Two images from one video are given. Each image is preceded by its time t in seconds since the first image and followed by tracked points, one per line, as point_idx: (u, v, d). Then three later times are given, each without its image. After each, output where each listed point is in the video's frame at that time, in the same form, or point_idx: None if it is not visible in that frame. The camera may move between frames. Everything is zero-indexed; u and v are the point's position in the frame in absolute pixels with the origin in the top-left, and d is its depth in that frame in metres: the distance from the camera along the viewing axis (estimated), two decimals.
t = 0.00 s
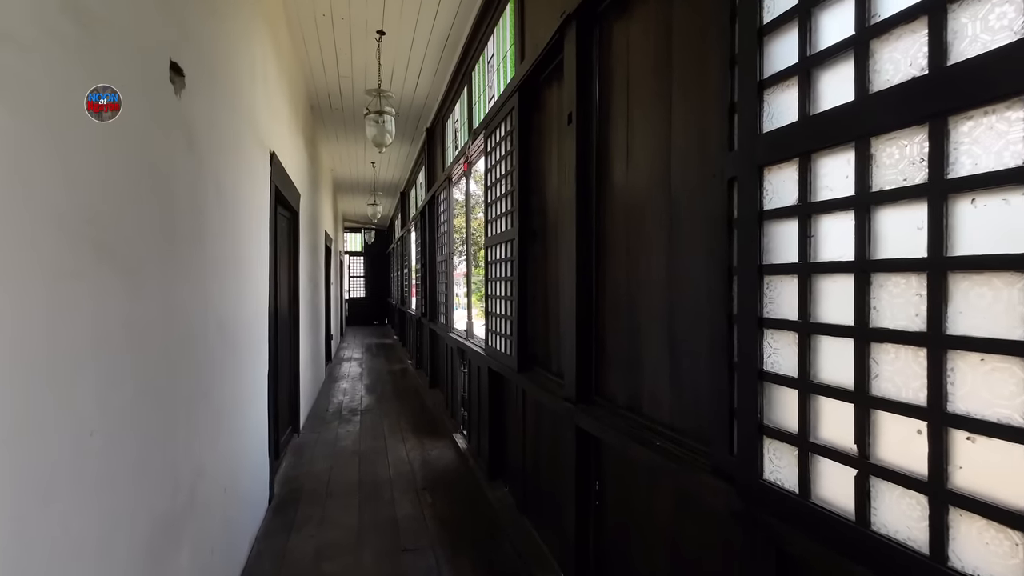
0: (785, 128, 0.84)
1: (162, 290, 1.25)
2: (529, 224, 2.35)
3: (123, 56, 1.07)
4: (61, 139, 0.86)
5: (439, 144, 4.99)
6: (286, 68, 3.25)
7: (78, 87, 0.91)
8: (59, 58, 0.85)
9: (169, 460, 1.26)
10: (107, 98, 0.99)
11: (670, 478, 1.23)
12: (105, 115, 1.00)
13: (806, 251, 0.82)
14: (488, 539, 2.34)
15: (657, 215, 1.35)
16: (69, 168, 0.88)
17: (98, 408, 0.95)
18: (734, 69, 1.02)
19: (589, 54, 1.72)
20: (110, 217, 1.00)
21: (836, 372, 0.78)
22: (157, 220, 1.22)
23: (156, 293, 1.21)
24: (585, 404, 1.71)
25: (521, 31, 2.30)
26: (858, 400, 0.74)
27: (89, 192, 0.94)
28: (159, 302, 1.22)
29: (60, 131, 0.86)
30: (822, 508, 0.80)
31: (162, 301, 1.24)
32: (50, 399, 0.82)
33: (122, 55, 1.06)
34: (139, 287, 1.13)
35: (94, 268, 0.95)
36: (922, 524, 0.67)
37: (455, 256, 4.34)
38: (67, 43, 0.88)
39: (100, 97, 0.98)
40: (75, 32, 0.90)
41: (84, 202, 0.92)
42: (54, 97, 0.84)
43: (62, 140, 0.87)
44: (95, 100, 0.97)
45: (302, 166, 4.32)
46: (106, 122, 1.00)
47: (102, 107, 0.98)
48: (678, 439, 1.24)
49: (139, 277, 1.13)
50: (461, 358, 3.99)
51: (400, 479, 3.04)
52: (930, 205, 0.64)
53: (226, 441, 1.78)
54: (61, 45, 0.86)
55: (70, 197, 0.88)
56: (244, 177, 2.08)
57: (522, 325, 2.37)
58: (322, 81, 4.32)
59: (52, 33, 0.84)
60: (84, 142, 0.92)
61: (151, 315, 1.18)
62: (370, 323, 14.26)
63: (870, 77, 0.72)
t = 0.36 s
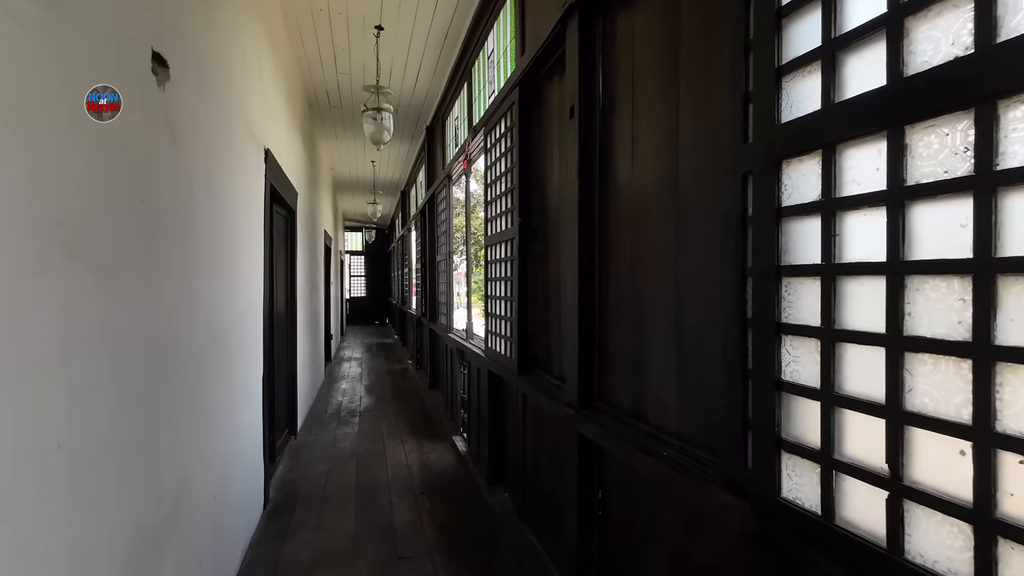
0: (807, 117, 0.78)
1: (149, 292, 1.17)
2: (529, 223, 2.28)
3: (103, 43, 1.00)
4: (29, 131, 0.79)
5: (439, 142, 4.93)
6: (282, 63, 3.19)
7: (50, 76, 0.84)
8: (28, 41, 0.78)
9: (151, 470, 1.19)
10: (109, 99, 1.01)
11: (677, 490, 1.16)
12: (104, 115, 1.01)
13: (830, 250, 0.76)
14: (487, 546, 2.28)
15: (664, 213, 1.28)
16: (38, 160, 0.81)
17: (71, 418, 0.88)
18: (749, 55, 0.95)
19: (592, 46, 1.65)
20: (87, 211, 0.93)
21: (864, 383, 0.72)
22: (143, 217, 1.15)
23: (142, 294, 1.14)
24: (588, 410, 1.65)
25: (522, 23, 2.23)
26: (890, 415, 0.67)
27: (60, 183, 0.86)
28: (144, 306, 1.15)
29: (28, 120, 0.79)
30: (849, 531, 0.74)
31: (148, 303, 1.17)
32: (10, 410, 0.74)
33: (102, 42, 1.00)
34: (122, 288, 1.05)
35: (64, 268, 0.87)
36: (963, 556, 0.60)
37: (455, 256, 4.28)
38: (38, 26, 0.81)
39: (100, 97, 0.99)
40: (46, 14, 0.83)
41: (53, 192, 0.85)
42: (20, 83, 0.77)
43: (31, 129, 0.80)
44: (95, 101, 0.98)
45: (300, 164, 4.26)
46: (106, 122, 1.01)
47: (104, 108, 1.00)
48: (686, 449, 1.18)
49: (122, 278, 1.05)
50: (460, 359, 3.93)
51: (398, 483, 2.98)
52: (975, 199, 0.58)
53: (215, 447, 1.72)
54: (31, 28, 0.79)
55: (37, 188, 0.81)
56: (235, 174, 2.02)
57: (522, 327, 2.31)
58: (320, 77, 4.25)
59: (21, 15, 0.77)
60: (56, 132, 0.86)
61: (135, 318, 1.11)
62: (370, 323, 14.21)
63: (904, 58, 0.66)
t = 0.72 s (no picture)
0: (826, 108, 0.73)
1: (138, 294, 1.13)
2: (533, 224, 2.24)
3: (94, 36, 0.96)
4: (14, 124, 0.75)
5: (442, 143, 4.90)
6: (283, 63, 3.16)
7: (37, 69, 0.80)
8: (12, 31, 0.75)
9: (141, 479, 1.15)
10: (109, 99, 1.01)
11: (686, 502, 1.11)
12: (105, 115, 1.00)
13: (851, 251, 0.71)
14: (490, 554, 2.22)
15: (671, 213, 1.23)
16: (23, 156, 0.77)
17: (51, 425, 0.84)
18: (761, 46, 0.90)
19: (596, 41, 1.60)
20: (75, 211, 0.89)
21: (888, 394, 0.67)
22: (133, 218, 1.11)
23: (130, 296, 1.10)
24: (592, 417, 1.60)
25: (524, 20, 2.19)
26: (918, 430, 0.62)
27: (45, 179, 0.82)
28: (133, 309, 1.11)
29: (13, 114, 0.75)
30: (873, 554, 0.69)
31: (137, 306, 1.13)
32: None
33: (92, 35, 0.96)
34: (110, 290, 1.01)
35: (50, 269, 0.83)
36: None
37: (458, 258, 4.24)
38: (24, 17, 0.77)
39: (100, 97, 0.99)
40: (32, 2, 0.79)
41: (37, 189, 0.80)
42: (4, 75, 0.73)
43: (16, 123, 0.76)
44: (95, 101, 0.97)
45: (303, 166, 4.23)
46: (106, 122, 1.01)
47: (104, 108, 1.00)
48: (695, 458, 1.13)
49: (110, 280, 1.01)
50: (463, 362, 3.89)
51: (400, 488, 2.94)
52: (1016, 195, 0.53)
53: (211, 453, 1.67)
54: (16, 18, 0.75)
55: (21, 184, 0.76)
56: (233, 173, 1.98)
57: (525, 330, 2.27)
58: (323, 78, 4.23)
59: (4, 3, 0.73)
60: (42, 127, 0.82)
61: (124, 322, 1.07)
62: (375, 324, 14.21)
63: (934, 43, 0.61)
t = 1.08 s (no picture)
0: (832, 103, 0.70)
1: (135, 297, 1.13)
2: (537, 226, 2.22)
3: (88, 37, 0.96)
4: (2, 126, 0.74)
5: (449, 145, 4.90)
6: (290, 67, 3.17)
7: (29, 70, 0.80)
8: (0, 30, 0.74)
9: (138, 484, 1.14)
10: (109, 99, 1.02)
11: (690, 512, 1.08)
12: (105, 115, 1.01)
13: (858, 251, 0.68)
14: (494, 560, 2.20)
15: (674, 214, 1.20)
16: (13, 158, 0.76)
17: (44, 428, 0.83)
18: (765, 39, 0.87)
19: (598, 40, 1.58)
20: (68, 214, 0.89)
21: (898, 402, 0.64)
22: (130, 221, 1.11)
23: (126, 300, 1.09)
24: (595, 422, 1.57)
25: (528, 21, 2.17)
26: (931, 441, 0.59)
27: (37, 182, 0.81)
28: (129, 313, 1.10)
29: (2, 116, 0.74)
30: (883, 570, 0.65)
31: (134, 309, 1.13)
32: None
33: (87, 36, 0.95)
34: (104, 294, 1.00)
35: (41, 273, 0.82)
36: None
37: (464, 261, 4.23)
38: (14, 16, 0.76)
39: (100, 97, 1.00)
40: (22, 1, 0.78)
41: (28, 192, 0.79)
42: None
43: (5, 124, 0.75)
44: (95, 101, 0.98)
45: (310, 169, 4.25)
46: (106, 121, 1.02)
47: (104, 108, 1.01)
48: (698, 467, 1.09)
49: (105, 284, 1.01)
50: (469, 365, 3.88)
51: (405, 492, 2.92)
52: None
53: (212, 457, 1.67)
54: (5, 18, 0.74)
55: (10, 187, 0.75)
56: (236, 177, 1.99)
57: (529, 333, 2.24)
58: (330, 82, 4.25)
59: None
60: (33, 129, 0.81)
61: (121, 325, 1.07)
62: (384, 327, 14.27)
63: (945, 32, 0.58)
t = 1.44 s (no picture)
0: (841, 100, 0.68)
1: (144, 302, 1.15)
2: (547, 229, 2.21)
3: (99, 44, 0.97)
4: (8, 132, 0.75)
5: (462, 150, 4.92)
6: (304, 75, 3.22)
7: (36, 77, 0.81)
8: (6, 37, 0.74)
9: (147, 487, 1.15)
10: (110, 98, 1.00)
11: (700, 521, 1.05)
12: (105, 115, 0.99)
13: (870, 253, 0.66)
14: (504, 566, 2.18)
15: (683, 216, 1.18)
16: (20, 164, 0.77)
17: (52, 430, 0.84)
18: (773, 36, 0.85)
19: (607, 41, 1.57)
20: (76, 219, 0.90)
21: (913, 410, 0.61)
22: (141, 226, 1.13)
23: (136, 304, 1.10)
24: (605, 428, 1.55)
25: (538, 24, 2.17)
26: (947, 452, 0.56)
27: (45, 189, 0.83)
28: (139, 318, 1.12)
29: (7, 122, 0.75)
30: None
31: (144, 313, 1.14)
32: None
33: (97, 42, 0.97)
34: (113, 299, 1.02)
35: (52, 277, 0.84)
36: None
37: (477, 264, 4.23)
38: (18, 22, 0.76)
39: (100, 96, 0.98)
40: (28, 8, 0.79)
41: (35, 198, 0.80)
42: None
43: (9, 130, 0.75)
44: (95, 100, 0.97)
45: (325, 175, 4.30)
46: (106, 122, 1.00)
47: (105, 108, 0.99)
48: (708, 475, 1.07)
49: (116, 289, 1.03)
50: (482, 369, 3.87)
51: (417, 496, 2.92)
52: None
53: (224, 459, 1.69)
54: (10, 25, 0.75)
55: (15, 192, 0.76)
56: (250, 182, 2.02)
57: (540, 337, 2.23)
58: (345, 88, 4.30)
59: None
60: (41, 135, 0.82)
61: (132, 329, 1.08)
62: (399, 331, 14.37)
63: (960, 24, 0.56)
